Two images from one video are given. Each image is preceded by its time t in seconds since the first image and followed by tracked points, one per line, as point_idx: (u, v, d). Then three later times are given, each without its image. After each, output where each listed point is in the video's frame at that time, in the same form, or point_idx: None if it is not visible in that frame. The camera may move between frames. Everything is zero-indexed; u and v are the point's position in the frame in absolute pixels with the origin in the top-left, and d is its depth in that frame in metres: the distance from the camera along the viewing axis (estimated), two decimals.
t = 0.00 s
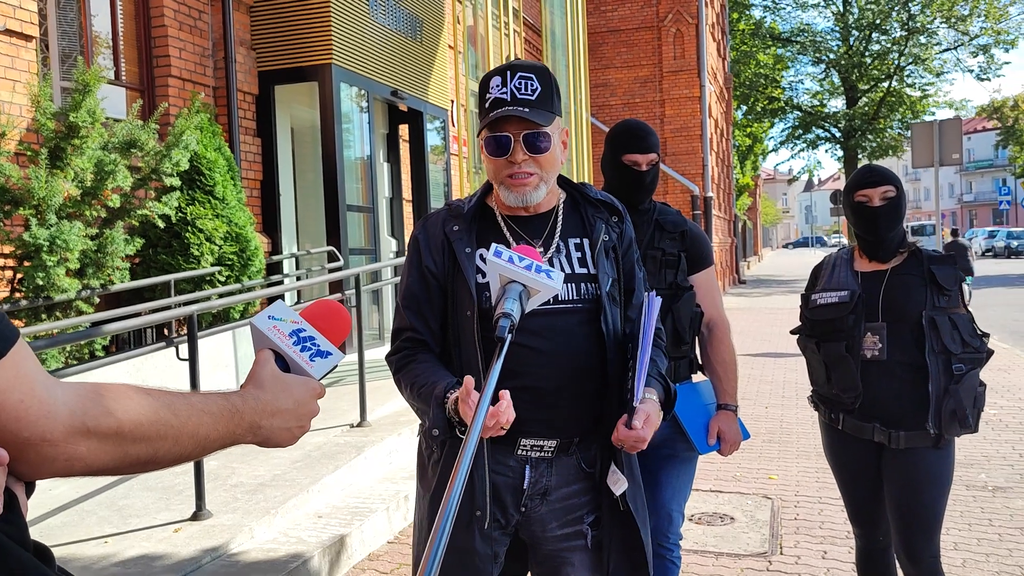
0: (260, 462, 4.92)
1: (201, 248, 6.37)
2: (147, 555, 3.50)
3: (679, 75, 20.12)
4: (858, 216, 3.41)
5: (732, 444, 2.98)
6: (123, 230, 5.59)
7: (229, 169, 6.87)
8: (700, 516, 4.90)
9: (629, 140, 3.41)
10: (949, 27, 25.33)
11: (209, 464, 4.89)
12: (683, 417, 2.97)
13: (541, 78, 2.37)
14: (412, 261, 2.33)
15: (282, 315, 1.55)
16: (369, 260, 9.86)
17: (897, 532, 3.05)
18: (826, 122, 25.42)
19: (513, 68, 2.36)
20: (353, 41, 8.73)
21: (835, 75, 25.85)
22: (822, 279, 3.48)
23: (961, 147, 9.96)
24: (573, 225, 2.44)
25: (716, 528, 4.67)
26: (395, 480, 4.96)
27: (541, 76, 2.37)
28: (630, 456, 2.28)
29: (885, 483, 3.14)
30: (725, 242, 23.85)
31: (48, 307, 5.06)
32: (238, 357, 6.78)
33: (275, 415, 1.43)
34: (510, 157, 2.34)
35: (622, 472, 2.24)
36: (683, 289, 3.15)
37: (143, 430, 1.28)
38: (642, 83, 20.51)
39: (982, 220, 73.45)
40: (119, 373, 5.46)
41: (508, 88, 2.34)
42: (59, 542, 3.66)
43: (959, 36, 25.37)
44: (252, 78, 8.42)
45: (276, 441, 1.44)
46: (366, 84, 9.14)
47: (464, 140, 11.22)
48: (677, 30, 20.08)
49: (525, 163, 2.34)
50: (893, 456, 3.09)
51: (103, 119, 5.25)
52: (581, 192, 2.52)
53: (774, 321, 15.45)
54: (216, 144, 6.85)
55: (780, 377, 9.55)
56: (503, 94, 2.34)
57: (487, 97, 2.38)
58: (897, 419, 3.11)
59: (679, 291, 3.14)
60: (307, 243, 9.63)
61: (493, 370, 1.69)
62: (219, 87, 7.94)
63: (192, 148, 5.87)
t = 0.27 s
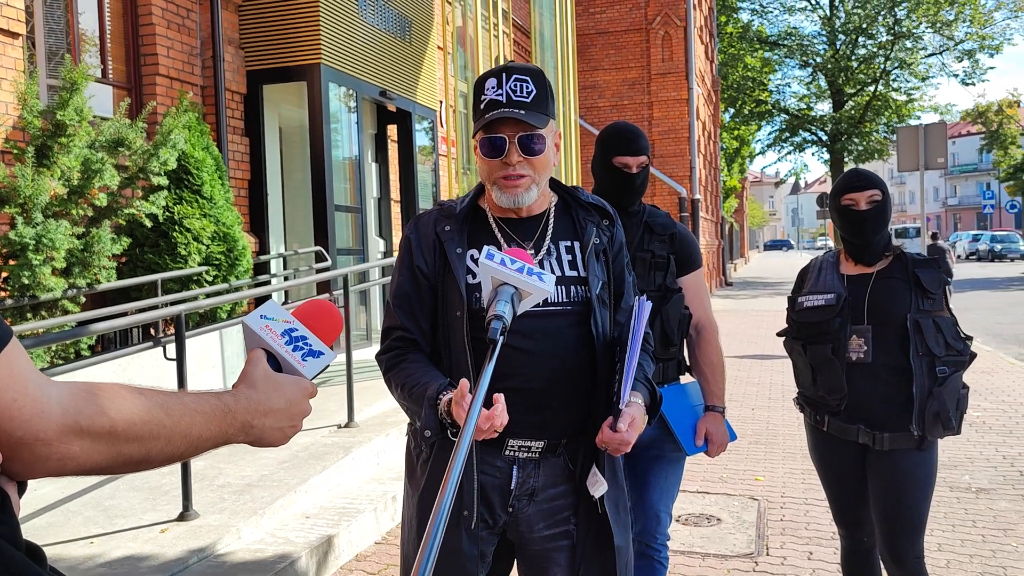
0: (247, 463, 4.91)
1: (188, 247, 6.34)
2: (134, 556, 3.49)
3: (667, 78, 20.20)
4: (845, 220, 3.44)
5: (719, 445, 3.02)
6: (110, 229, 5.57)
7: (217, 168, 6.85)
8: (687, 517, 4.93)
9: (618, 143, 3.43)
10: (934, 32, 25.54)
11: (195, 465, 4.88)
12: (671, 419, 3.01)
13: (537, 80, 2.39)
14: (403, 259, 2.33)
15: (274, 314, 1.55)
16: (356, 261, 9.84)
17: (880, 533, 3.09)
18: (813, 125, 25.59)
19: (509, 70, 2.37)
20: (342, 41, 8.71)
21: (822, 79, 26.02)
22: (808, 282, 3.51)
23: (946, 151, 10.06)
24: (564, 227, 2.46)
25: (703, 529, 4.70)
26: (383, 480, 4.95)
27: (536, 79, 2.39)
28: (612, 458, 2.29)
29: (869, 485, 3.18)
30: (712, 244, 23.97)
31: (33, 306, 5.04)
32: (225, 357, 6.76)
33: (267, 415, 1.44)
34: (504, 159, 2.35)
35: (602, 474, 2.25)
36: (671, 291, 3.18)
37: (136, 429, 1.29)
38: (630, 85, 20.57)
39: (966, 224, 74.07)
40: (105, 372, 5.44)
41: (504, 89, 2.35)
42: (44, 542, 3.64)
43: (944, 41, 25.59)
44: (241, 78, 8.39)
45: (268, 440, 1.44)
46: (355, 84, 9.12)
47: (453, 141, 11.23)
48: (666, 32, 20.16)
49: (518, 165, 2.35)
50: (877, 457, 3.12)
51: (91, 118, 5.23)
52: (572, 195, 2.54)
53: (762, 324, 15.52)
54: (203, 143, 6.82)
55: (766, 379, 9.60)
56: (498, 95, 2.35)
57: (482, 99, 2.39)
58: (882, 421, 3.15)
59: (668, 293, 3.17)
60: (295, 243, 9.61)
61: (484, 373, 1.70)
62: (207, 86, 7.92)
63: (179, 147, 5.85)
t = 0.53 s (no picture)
0: (233, 464, 4.89)
1: (174, 248, 6.32)
2: (118, 558, 3.48)
3: (654, 81, 20.28)
4: (830, 224, 3.47)
5: (705, 447, 3.02)
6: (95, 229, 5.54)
7: (204, 169, 6.84)
8: (673, 519, 4.96)
9: (606, 146, 3.45)
10: (919, 37, 25.77)
11: (181, 466, 4.86)
12: (657, 420, 3.04)
13: (526, 85, 2.40)
14: (392, 262, 2.35)
15: (264, 317, 1.56)
16: (343, 262, 9.82)
17: (864, 534, 3.12)
18: (799, 129, 25.76)
19: (499, 74, 2.38)
20: (330, 42, 8.70)
21: (807, 82, 26.20)
22: (794, 285, 3.54)
23: (929, 155, 10.16)
24: (552, 230, 2.47)
25: (689, 531, 4.73)
26: (369, 482, 4.95)
27: (526, 84, 2.41)
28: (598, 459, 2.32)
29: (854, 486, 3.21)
30: (698, 247, 24.07)
31: (17, 306, 5.01)
32: (211, 358, 6.73)
33: (257, 417, 1.45)
34: (494, 162, 2.37)
35: (590, 475, 2.27)
36: (659, 294, 3.21)
37: (124, 432, 1.29)
38: (617, 88, 20.64)
39: (949, 228, 74.75)
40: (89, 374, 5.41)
41: (495, 94, 2.37)
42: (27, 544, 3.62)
43: (928, 46, 25.83)
44: (228, 78, 8.36)
45: (257, 443, 1.45)
46: (343, 85, 9.11)
47: (441, 143, 11.24)
48: (653, 35, 20.25)
49: (508, 169, 2.37)
50: (861, 459, 3.16)
51: (77, 117, 5.20)
52: (560, 199, 2.55)
53: (747, 326, 15.61)
54: (190, 143, 6.80)
55: (752, 381, 9.66)
56: (489, 100, 2.36)
57: (472, 103, 2.40)
58: (866, 423, 3.18)
59: (656, 296, 3.19)
60: (281, 243, 9.58)
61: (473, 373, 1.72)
62: (194, 86, 7.89)
63: (166, 147, 5.83)
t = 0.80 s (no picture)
0: (223, 465, 4.88)
1: (164, 248, 6.30)
2: (108, 559, 3.46)
3: (644, 83, 20.35)
4: (820, 226, 3.50)
5: (696, 448, 3.06)
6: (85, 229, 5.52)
7: (194, 168, 6.82)
8: (663, 520, 4.98)
9: (598, 148, 3.46)
10: (907, 41, 25.94)
11: (170, 467, 4.84)
12: (648, 421, 3.06)
13: (519, 86, 2.41)
14: (385, 263, 2.35)
15: (257, 318, 1.56)
16: (333, 262, 9.81)
17: (854, 534, 3.14)
18: (788, 132, 25.88)
19: (491, 76, 2.39)
20: (321, 42, 8.69)
21: (797, 85, 26.34)
22: (784, 286, 3.56)
23: (918, 159, 10.23)
24: (544, 232, 2.48)
25: (678, 532, 4.75)
26: (359, 483, 4.95)
27: (518, 85, 2.41)
28: (591, 459, 2.33)
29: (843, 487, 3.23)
30: (688, 249, 24.15)
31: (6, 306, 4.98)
32: (201, 358, 6.71)
33: (249, 418, 1.45)
34: (487, 164, 2.37)
35: (582, 475, 2.29)
36: (650, 295, 3.22)
37: (116, 433, 1.29)
38: (608, 89, 20.68)
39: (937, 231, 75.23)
40: (78, 374, 5.38)
41: (487, 95, 2.38)
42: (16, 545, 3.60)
43: (916, 50, 26.01)
44: (218, 77, 8.33)
45: (249, 444, 1.45)
46: (334, 86, 9.10)
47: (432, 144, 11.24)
48: (644, 37, 20.32)
49: (501, 170, 2.37)
50: (851, 460, 3.18)
51: (66, 116, 5.18)
52: (552, 200, 2.57)
53: (737, 328, 15.67)
54: (180, 143, 6.78)
55: (741, 383, 9.70)
56: (481, 101, 2.37)
57: (464, 104, 2.40)
58: (856, 423, 3.21)
59: (647, 297, 3.21)
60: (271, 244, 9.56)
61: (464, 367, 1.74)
62: (185, 85, 7.87)
63: (156, 147, 5.81)
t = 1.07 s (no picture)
0: (218, 466, 4.88)
1: (159, 249, 6.30)
2: (102, 559, 3.46)
3: (640, 84, 20.39)
4: (816, 230, 3.51)
5: (691, 450, 3.07)
6: (80, 229, 5.51)
7: (189, 169, 6.82)
8: (658, 521, 4.99)
9: (595, 150, 3.47)
10: (902, 44, 26.04)
11: (165, 468, 4.84)
12: (644, 422, 3.06)
13: (516, 88, 2.42)
14: (382, 264, 2.35)
15: (253, 318, 1.57)
16: (329, 263, 9.80)
17: (849, 535, 3.15)
18: (783, 134, 25.96)
19: (489, 78, 2.40)
20: (317, 43, 8.70)
21: (792, 88, 26.42)
22: (781, 288, 3.57)
23: (912, 161, 10.27)
24: (541, 233, 2.49)
25: (673, 533, 4.76)
26: (355, 484, 4.95)
27: (516, 88, 2.42)
28: (587, 460, 2.33)
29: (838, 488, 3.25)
30: (683, 251, 24.19)
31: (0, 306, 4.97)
32: (195, 359, 6.70)
33: (246, 418, 1.45)
34: (484, 165, 2.38)
35: (578, 476, 2.29)
36: (646, 297, 3.22)
37: (113, 432, 1.29)
38: (604, 91, 20.70)
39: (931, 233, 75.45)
40: (72, 375, 5.37)
41: (484, 97, 2.38)
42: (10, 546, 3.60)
43: (911, 53, 26.11)
44: (214, 78, 8.33)
45: (246, 444, 1.45)
46: (330, 86, 9.10)
47: (427, 145, 11.24)
48: (639, 40, 20.36)
49: (498, 172, 2.38)
50: (846, 461, 3.19)
51: (62, 116, 5.17)
52: (548, 201, 2.57)
53: (732, 330, 15.69)
54: (176, 143, 6.78)
55: (736, 385, 9.71)
56: (478, 103, 2.38)
57: (462, 106, 2.41)
58: (851, 425, 3.22)
59: (643, 299, 3.21)
60: (266, 244, 9.55)
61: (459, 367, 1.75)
62: (180, 85, 7.86)
63: (152, 147, 5.81)
